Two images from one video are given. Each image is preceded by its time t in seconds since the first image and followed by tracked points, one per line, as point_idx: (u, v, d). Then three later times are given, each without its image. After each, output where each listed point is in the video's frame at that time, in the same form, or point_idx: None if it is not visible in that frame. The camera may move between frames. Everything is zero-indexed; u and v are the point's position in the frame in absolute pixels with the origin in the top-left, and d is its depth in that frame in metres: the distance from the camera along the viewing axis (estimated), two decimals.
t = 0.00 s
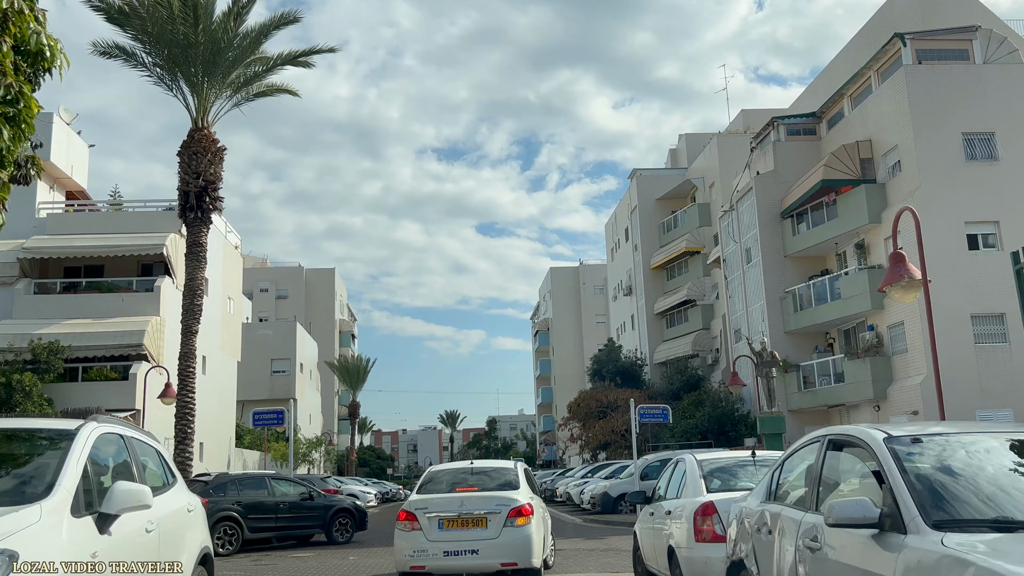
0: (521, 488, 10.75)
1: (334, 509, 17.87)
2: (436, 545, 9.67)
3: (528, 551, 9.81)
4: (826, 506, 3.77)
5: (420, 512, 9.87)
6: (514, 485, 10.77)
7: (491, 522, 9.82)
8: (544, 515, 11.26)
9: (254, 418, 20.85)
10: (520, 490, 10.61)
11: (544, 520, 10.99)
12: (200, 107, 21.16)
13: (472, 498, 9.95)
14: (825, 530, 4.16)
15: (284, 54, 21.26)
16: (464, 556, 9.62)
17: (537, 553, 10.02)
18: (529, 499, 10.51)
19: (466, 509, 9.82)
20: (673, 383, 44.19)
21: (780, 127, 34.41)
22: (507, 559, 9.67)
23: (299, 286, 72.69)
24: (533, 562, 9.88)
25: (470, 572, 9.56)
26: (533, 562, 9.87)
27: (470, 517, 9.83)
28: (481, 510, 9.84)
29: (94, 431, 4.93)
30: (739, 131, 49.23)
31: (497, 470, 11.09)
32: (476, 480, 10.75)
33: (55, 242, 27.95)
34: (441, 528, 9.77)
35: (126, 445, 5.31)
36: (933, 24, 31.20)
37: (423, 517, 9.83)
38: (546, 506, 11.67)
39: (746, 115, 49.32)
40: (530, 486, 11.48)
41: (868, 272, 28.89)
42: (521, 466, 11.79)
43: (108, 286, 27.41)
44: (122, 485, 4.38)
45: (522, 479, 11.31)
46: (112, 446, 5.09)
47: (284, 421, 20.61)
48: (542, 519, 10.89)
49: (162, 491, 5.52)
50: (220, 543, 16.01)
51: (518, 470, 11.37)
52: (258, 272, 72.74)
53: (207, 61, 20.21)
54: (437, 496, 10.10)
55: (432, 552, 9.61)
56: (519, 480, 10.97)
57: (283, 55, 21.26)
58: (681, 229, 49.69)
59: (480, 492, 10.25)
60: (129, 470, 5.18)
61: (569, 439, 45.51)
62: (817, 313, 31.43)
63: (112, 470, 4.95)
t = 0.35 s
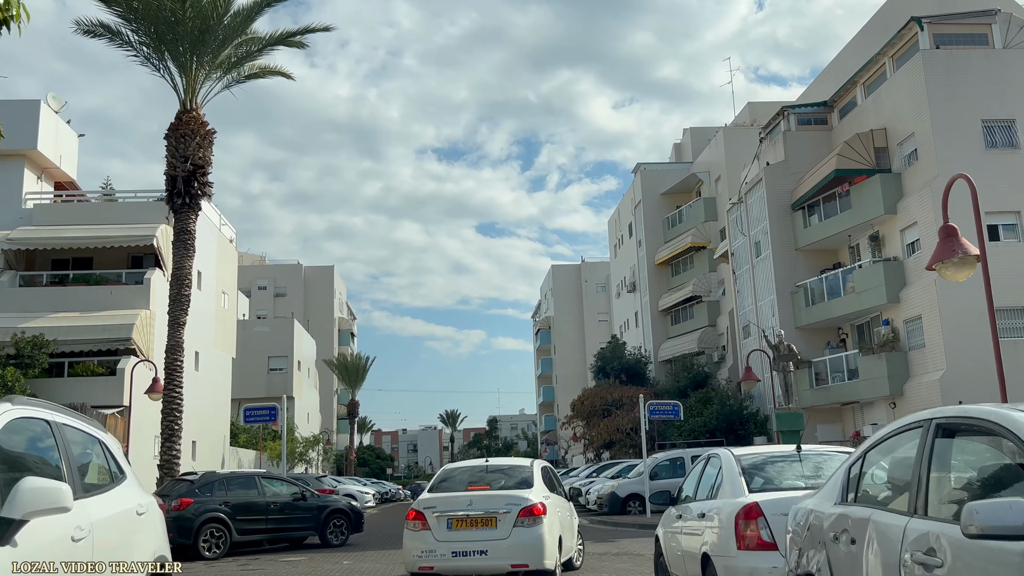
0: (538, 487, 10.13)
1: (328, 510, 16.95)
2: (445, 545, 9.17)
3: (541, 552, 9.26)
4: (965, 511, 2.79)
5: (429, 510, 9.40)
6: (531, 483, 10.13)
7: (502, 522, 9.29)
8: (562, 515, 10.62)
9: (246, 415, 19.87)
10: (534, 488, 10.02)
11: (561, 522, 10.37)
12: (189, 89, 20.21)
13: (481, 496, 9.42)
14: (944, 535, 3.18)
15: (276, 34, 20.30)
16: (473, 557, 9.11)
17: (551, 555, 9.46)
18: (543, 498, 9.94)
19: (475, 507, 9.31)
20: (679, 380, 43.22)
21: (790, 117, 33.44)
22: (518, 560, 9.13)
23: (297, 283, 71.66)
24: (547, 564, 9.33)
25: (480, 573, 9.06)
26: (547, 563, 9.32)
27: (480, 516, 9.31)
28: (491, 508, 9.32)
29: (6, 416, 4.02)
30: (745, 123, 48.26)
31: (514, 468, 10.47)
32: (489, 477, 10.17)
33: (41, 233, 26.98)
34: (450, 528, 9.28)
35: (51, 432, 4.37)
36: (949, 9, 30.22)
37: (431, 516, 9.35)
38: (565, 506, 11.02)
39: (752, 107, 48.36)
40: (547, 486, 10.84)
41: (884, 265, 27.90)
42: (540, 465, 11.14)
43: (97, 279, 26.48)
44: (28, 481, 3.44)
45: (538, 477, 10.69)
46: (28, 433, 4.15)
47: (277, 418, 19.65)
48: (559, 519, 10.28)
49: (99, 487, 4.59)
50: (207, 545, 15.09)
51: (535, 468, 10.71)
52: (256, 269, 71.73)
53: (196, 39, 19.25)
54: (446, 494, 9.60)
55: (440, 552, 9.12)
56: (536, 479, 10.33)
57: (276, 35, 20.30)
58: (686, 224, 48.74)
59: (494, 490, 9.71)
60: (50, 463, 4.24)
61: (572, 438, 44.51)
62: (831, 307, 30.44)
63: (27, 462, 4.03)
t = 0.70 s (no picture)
0: (557, 485, 9.54)
1: (322, 511, 16.09)
2: (456, 544, 8.81)
3: (556, 552, 8.74)
4: None
5: (441, 509, 9.05)
6: (550, 481, 9.54)
7: (514, 520, 8.81)
8: (587, 515, 10.04)
9: (237, 412, 19.01)
10: (554, 485, 9.49)
11: (583, 521, 9.79)
12: (177, 71, 19.35)
13: (494, 494, 8.98)
14: None
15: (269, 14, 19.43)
16: (485, 557, 8.70)
17: (568, 555, 8.92)
18: (562, 495, 9.40)
19: (487, 505, 8.89)
20: (684, 378, 42.39)
21: (799, 107, 32.60)
22: (530, 561, 8.64)
23: (296, 281, 70.75)
24: (563, 565, 8.82)
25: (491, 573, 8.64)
26: (562, 564, 8.79)
27: (491, 514, 8.87)
28: (502, 507, 8.87)
29: None
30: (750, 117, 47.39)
31: (535, 464, 9.94)
32: (507, 475, 9.70)
33: (28, 224, 26.13)
34: (462, 527, 8.90)
35: None
36: None
37: (442, 515, 8.99)
38: (592, 505, 10.42)
39: (757, 101, 47.52)
40: (573, 484, 10.26)
41: (898, 258, 27.06)
42: (568, 462, 10.59)
43: (86, 272, 25.61)
44: None
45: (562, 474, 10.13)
46: None
47: (269, 415, 18.79)
48: (581, 518, 9.71)
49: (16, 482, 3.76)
50: (192, 549, 14.25)
51: (558, 465, 10.14)
52: (254, 267, 70.81)
53: (184, 18, 18.39)
54: (460, 491, 9.22)
55: (451, 552, 8.75)
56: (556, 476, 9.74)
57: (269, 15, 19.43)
58: (691, 220, 47.89)
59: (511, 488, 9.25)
60: None
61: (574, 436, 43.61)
62: (842, 302, 29.60)
63: None
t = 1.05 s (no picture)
0: (584, 484, 9.14)
1: (315, 512, 15.28)
2: (474, 546, 8.62)
3: (576, 555, 8.37)
4: None
5: (460, 509, 8.87)
6: (574, 480, 9.14)
7: (532, 522, 8.52)
8: (618, 516, 9.59)
9: (228, 408, 18.22)
10: (579, 485, 9.11)
11: (612, 523, 9.31)
12: (165, 52, 18.51)
13: (513, 494, 8.72)
14: None
15: None
16: (502, 559, 8.47)
17: (590, 559, 8.53)
18: (587, 495, 9.01)
19: (506, 506, 8.65)
20: (690, 376, 41.57)
21: (809, 98, 31.81)
22: (547, 563, 8.32)
23: (295, 279, 69.87)
24: (586, 569, 8.44)
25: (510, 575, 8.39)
26: (583, 568, 8.40)
27: (509, 515, 8.61)
28: (521, 507, 8.59)
29: None
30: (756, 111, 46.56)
31: (562, 463, 9.60)
32: (532, 476, 9.39)
33: (16, 215, 25.32)
34: (480, 528, 8.69)
35: None
36: None
37: (461, 516, 8.83)
38: (625, 506, 9.93)
39: (763, 94, 46.68)
40: (605, 485, 9.81)
41: (912, 251, 26.25)
42: (600, 462, 10.12)
43: (74, 265, 24.77)
44: None
45: (592, 474, 9.71)
46: None
47: (262, 412, 18.01)
48: (609, 519, 9.26)
49: None
50: (178, 552, 13.42)
51: (586, 465, 9.71)
52: (252, 265, 69.94)
53: None
54: (481, 492, 9.03)
55: (468, 554, 8.57)
56: (583, 474, 9.34)
57: None
58: (695, 216, 47.11)
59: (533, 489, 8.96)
60: None
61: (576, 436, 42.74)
62: (853, 297, 28.80)
63: None
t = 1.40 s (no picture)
0: (616, 483, 8.75)
1: (308, 513, 14.50)
2: (500, 546, 8.40)
3: (602, 556, 7.99)
4: None
5: (486, 509, 8.70)
6: (606, 479, 8.76)
7: (556, 522, 8.21)
8: (658, 516, 9.12)
9: (219, 404, 17.44)
10: (610, 484, 8.71)
11: (648, 523, 8.86)
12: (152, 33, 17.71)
13: (538, 494, 8.45)
14: None
15: None
16: (527, 560, 8.21)
17: (619, 560, 8.12)
18: (619, 495, 8.59)
19: (531, 505, 8.39)
20: (695, 374, 40.77)
21: (818, 88, 31.03)
22: (572, 564, 8.00)
23: (293, 278, 69.03)
24: (615, 570, 8.05)
25: None
26: (611, 569, 8.01)
27: (534, 515, 8.35)
28: (546, 507, 8.31)
29: None
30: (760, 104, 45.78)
31: (595, 462, 9.25)
32: (565, 474, 9.07)
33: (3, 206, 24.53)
34: (506, 528, 8.48)
35: None
36: None
37: (487, 515, 8.64)
38: (667, 507, 9.44)
39: (769, 88, 45.88)
40: (645, 486, 9.36)
41: (926, 244, 25.46)
42: (642, 461, 9.65)
43: (62, 257, 23.97)
44: None
45: (629, 473, 9.27)
46: None
47: (254, 408, 17.25)
48: (645, 519, 8.81)
49: None
50: (162, 557, 12.61)
51: (621, 463, 9.28)
52: (250, 263, 69.13)
53: None
54: (509, 491, 8.81)
55: (493, 554, 8.37)
56: (617, 473, 8.95)
57: None
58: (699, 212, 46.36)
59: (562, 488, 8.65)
60: None
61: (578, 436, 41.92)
62: (865, 292, 28.01)
63: None
